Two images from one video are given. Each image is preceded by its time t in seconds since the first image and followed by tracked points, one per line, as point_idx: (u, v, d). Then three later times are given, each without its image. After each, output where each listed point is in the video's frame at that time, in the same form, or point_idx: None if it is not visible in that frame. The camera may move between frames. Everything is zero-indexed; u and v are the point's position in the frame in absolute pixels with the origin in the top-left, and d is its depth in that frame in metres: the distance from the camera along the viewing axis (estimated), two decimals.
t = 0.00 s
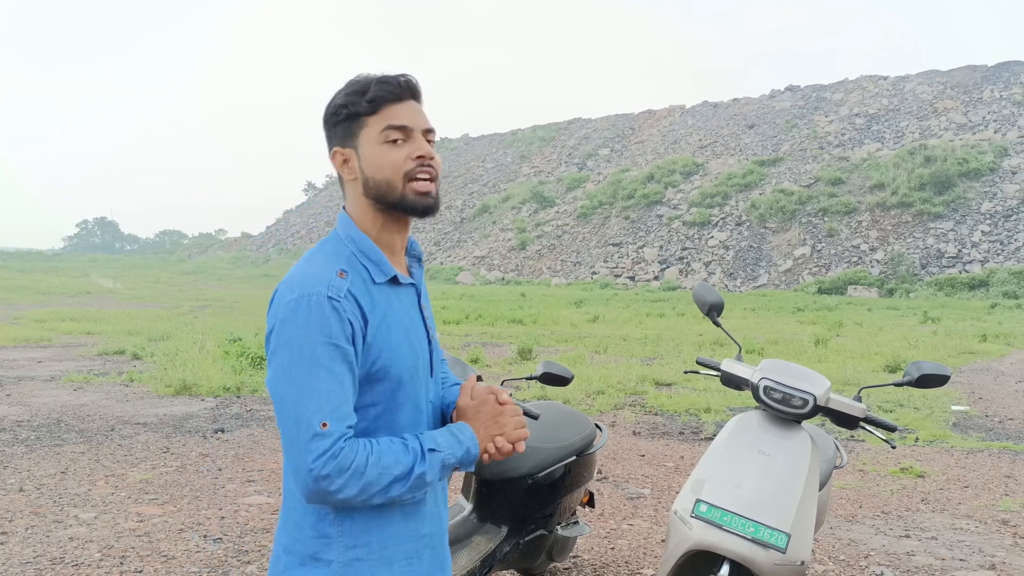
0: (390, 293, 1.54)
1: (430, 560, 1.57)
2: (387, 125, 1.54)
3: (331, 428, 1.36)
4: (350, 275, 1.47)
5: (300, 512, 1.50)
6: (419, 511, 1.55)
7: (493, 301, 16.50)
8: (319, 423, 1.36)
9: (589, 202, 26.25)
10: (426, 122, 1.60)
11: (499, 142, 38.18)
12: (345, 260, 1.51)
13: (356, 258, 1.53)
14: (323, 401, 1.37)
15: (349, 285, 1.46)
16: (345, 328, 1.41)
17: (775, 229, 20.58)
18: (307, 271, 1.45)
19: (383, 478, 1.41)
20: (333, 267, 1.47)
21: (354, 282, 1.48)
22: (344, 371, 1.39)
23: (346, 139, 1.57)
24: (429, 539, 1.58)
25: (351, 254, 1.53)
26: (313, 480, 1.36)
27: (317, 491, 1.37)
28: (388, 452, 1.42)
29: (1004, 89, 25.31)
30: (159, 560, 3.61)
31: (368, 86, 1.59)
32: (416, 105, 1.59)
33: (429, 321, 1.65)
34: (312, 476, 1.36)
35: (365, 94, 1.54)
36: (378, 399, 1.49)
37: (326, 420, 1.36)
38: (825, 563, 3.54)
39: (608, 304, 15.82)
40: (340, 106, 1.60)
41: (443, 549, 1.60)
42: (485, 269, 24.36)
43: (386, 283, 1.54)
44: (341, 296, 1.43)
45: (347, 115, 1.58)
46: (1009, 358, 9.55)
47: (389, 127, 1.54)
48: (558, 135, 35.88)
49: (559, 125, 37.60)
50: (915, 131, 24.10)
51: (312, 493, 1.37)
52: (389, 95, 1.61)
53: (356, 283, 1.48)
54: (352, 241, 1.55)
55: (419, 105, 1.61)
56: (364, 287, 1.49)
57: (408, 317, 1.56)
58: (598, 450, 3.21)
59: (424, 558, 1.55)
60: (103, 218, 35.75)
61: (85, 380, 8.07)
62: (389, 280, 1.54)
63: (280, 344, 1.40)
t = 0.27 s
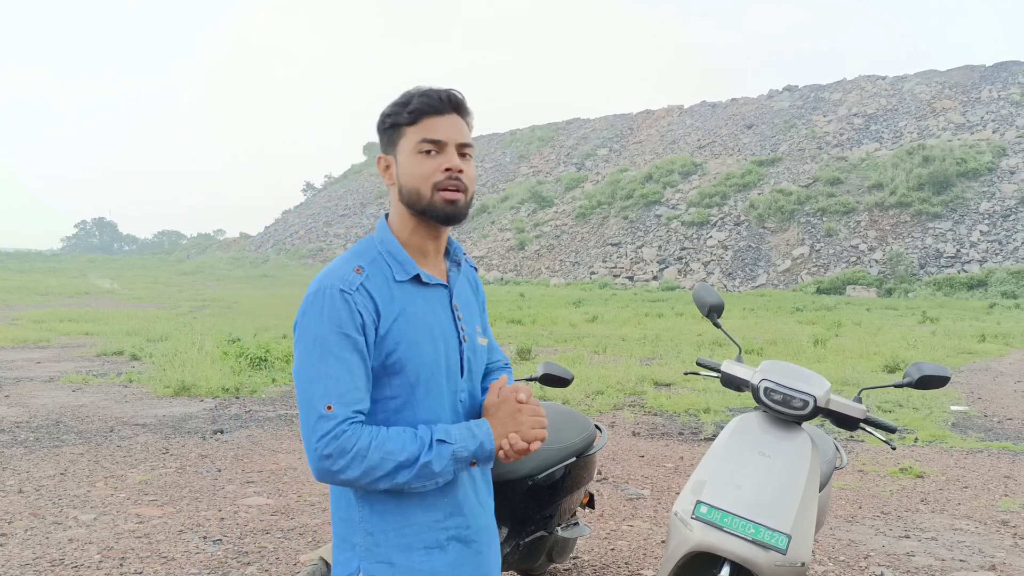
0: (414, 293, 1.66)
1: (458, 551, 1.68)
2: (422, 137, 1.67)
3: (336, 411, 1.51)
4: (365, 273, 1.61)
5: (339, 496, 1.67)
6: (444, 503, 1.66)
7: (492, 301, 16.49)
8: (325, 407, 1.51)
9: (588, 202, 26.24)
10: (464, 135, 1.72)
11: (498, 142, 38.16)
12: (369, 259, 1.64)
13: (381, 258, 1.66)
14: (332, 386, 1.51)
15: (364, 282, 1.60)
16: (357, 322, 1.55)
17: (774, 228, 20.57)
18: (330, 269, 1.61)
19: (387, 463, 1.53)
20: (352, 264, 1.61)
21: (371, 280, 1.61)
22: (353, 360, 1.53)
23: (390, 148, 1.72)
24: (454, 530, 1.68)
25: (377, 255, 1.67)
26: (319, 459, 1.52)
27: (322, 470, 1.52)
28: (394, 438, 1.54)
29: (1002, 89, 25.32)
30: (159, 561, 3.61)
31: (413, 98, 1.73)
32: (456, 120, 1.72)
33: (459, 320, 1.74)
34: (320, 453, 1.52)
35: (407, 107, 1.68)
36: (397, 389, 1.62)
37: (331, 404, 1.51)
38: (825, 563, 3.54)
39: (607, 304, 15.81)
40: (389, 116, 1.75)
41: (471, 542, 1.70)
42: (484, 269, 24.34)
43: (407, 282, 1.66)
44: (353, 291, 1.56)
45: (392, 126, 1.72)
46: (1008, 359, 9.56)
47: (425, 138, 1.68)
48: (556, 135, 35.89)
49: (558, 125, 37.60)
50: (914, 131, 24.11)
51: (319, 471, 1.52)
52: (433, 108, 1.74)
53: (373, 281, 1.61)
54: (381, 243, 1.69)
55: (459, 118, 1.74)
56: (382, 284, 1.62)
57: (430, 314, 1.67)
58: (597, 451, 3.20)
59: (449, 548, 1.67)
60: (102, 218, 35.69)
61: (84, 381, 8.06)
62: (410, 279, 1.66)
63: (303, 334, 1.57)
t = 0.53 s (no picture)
0: (424, 293, 1.65)
1: (457, 545, 1.64)
2: (447, 136, 1.69)
3: (322, 398, 1.55)
4: (374, 270, 1.63)
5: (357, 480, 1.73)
6: (446, 498, 1.63)
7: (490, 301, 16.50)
8: (312, 394, 1.56)
9: (586, 202, 26.25)
10: (489, 136, 1.73)
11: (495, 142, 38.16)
12: (383, 258, 1.66)
13: (396, 259, 1.67)
14: (323, 375, 1.56)
15: (371, 280, 1.62)
16: (355, 315, 1.58)
17: (771, 228, 20.59)
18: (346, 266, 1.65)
19: (359, 452, 1.52)
20: (364, 262, 1.64)
21: (378, 278, 1.63)
22: (348, 352, 1.56)
23: (418, 148, 1.74)
24: (451, 526, 1.64)
25: (393, 254, 1.68)
26: (305, 442, 1.57)
27: (307, 452, 1.57)
28: (372, 428, 1.54)
29: (999, 89, 25.35)
30: (156, 562, 3.61)
31: (442, 102, 1.74)
32: (484, 122, 1.72)
33: (475, 320, 1.70)
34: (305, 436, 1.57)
35: (436, 107, 1.69)
36: (399, 386, 1.62)
37: (318, 391, 1.56)
38: (823, 563, 3.55)
39: (604, 304, 15.80)
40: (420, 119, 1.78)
41: (473, 539, 1.65)
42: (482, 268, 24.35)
43: (419, 282, 1.65)
44: (357, 288, 1.60)
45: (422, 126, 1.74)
46: (1005, 358, 9.57)
47: (452, 137, 1.69)
48: (554, 135, 35.89)
49: (556, 125, 37.60)
50: (911, 130, 24.14)
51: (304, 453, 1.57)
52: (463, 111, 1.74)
53: (382, 280, 1.63)
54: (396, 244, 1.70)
55: (487, 122, 1.73)
56: (389, 283, 1.63)
57: (441, 316, 1.65)
58: (595, 451, 3.21)
59: (447, 539, 1.63)
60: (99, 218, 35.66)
61: (82, 381, 8.06)
62: (422, 278, 1.65)
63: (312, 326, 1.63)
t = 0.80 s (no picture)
0: (425, 286, 1.65)
1: (445, 542, 1.59)
2: (453, 132, 1.73)
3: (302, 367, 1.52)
4: (378, 260, 1.64)
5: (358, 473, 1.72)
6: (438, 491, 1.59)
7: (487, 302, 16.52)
8: (295, 364, 1.54)
9: (582, 202, 26.26)
10: (496, 133, 1.76)
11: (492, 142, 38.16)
12: (390, 251, 1.67)
13: (401, 254, 1.68)
14: (312, 348, 1.54)
15: (374, 268, 1.63)
16: (353, 301, 1.58)
17: (768, 228, 20.63)
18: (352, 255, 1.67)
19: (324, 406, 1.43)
20: (369, 252, 1.66)
21: (381, 267, 1.64)
22: (342, 332, 1.55)
23: (428, 148, 1.79)
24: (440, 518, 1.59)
25: (399, 248, 1.70)
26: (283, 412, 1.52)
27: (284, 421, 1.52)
28: (333, 380, 1.45)
29: (994, 89, 25.40)
30: (152, 564, 3.60)
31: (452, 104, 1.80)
32: (490, 120, 1.75)
33: (477, 317, 1.68)
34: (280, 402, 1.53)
35: (443, 106, 1.74)
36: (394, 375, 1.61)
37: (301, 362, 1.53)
38: (819, 562, 3.55)
39: (602, 304, 15.81)
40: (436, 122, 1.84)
41: (463, 537, 1.60)
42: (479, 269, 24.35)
43: (422, 276, 1.65)
44: (359, 275, 1.61)
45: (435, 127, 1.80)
46: (1001, 358, 9.59)
47: (458, 132, 1.73)
48: (550, 135, 35.91)
49: (552, 126, 37.61)
50: (907, 130, 24.18)
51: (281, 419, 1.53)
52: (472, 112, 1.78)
53: (384, 270, 1.63)
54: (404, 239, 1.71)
55: (495, 122, 1.77)
56: (391, 275, 1.64)
57: (445, 312, 1.64)
58: (591, 451, 3.21)
59: (436, 536, 1.59)
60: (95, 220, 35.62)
61: (77, 383, 8.04)
62: (425, 273, 1.65)
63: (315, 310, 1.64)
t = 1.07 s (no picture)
0: (426, 283, 1.70)
1: (425, 538, 1.64)
2: (445, 141, 1.76)
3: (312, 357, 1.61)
4: (385, 252, 1.72)
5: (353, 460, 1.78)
6: (421, 489, 1.64)
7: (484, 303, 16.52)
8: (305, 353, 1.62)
9: (579, 203, 26.25)
10: (490, 136, 1.77)
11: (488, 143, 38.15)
12: (396, 245, 1.74)
13: (408, 250, 1.75)
14: (320, 336, 1.61)
15: (379, 260, 1.70)
16: (359, 290, 1.65)
17: (764, 229, 20.65)
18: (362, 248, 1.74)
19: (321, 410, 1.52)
20: (377, 244, 1.74)
21: (387, 259, 1.71)
22: (348, 320, 1.62)
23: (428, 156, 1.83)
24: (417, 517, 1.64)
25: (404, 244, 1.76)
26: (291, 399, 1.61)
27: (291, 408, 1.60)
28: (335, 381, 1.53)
29: (990, 89, 25.46)
30: (147, 567, 3.59)
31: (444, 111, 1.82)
32: (481, 122, 1.78)
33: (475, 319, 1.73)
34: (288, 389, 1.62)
35: (433, 117, 1.78)
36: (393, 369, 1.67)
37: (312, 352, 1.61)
38: (815, 563, 3.55)
39: (598, 305, 15.81)
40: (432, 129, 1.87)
41: (442, 535, 1.65)
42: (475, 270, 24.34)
43: (425, 274, 1.71)
44: (365, 265, 1.68)
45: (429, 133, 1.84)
46: (997, 357, 9.61)
47: (450, 142, 1.75)
48: (547, 137, 35.92)
49: (548, 127, 37.62)
50: (903, 131, 24.22)
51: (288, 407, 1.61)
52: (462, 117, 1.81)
53: (389, 262, 1.70)
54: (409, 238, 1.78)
55: (486, 122, 1.79)
56: (395, 268, 1.70)
57: (444, 307, 1.70)
58: (588, 452, 3.21)
59: (416, 531, 1.64)
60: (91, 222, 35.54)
61: (73, 385, 8.02)
62: (427, 269, 1.71)
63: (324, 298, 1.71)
